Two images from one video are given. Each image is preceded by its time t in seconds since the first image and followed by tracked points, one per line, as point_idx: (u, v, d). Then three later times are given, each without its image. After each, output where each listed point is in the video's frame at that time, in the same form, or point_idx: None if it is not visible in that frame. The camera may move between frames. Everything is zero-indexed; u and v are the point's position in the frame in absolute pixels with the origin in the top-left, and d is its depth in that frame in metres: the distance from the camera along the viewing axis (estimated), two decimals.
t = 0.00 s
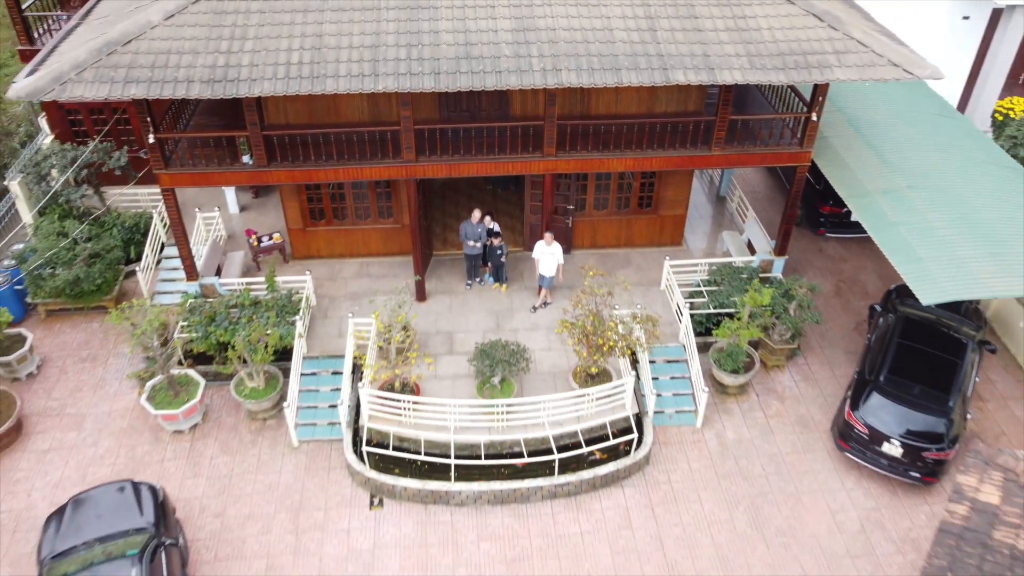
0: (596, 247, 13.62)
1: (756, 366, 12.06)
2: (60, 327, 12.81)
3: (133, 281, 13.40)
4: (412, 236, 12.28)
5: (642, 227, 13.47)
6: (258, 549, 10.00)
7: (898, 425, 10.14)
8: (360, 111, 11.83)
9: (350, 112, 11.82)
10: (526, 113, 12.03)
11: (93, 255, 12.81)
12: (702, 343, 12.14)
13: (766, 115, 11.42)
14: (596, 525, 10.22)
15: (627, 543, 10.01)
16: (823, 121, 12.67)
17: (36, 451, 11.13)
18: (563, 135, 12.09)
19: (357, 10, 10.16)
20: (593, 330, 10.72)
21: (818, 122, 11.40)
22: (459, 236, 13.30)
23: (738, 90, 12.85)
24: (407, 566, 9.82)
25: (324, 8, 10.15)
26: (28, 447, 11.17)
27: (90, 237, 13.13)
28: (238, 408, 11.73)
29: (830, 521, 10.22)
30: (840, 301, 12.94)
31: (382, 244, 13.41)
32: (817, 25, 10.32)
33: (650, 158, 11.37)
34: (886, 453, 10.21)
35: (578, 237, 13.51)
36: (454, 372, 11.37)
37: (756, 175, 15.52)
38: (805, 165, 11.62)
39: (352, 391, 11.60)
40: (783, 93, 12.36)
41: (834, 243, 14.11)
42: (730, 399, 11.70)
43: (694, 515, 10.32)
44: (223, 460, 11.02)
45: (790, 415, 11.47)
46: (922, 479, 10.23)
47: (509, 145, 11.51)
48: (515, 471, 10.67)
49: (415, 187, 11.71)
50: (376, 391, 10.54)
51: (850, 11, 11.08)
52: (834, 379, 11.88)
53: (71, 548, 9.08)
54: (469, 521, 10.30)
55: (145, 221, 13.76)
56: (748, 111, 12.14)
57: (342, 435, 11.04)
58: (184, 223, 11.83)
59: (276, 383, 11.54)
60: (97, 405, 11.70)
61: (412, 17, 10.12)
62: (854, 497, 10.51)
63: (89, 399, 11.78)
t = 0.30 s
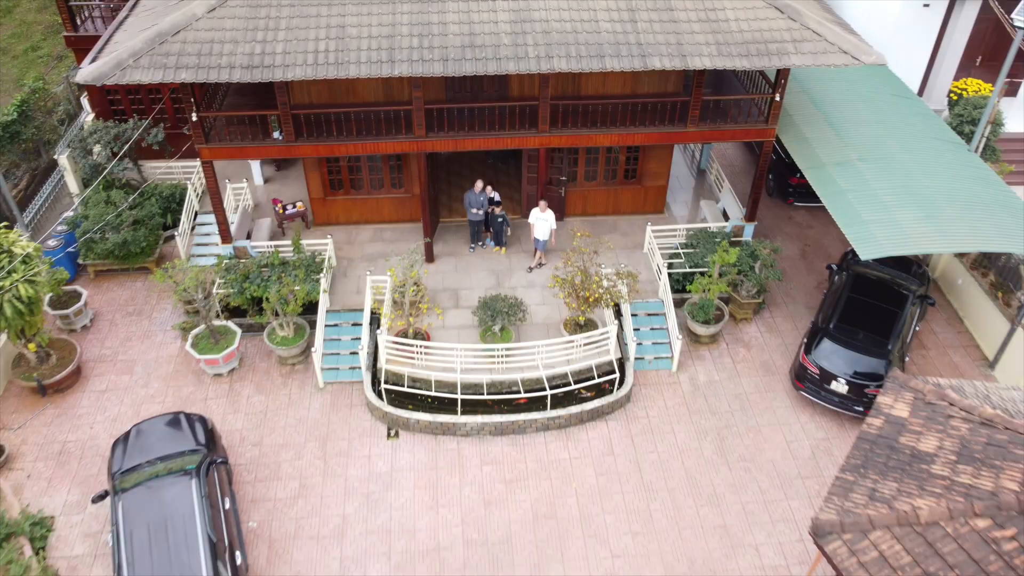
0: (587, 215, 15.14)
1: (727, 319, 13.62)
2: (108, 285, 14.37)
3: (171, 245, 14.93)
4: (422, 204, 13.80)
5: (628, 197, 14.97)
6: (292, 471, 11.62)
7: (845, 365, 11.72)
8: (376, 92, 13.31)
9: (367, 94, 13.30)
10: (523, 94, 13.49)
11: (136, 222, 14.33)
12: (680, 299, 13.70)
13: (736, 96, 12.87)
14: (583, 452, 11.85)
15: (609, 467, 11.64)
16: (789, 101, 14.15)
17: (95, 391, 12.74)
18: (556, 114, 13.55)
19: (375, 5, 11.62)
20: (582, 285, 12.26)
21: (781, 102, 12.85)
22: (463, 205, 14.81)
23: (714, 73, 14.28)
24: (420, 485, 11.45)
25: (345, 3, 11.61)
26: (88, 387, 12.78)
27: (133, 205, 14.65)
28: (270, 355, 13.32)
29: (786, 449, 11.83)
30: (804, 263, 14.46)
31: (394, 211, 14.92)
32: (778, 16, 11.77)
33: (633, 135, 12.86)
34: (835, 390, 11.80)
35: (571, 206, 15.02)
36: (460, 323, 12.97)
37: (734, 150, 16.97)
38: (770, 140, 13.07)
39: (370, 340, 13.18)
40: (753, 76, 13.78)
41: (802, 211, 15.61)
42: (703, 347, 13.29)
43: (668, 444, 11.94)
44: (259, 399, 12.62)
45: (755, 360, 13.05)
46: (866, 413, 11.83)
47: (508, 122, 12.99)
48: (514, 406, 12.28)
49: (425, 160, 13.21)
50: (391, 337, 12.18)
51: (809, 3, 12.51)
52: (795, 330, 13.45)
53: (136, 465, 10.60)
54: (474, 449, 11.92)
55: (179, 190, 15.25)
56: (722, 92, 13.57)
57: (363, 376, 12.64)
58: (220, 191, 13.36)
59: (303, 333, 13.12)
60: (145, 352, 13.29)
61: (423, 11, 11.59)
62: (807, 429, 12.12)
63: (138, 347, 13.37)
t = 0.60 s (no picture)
0: (578, 191, 16.68)
1: (703, 284, 15.17)
2: (145, 255, 15.93)
3: (201, 219, 16.46)
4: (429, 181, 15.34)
5: (616, 175, 16.49)
6: (315, 414, 13.19)
7: (802, 322, 13.29)
8: (388, 80, 14.83)
9: (380, 81, 14.83)
10: (519, 81, 15.00)
11: (171, 196, 15.86)
12: (660, 266, 15.27)
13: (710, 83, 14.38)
14: (572, 398, 13.43)
15: (595, 411, 13.21)
16: (760, 87, 15.66)
17: (138, 346, 14.31)
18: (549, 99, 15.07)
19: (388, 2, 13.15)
20: (571, 251, 13.89)
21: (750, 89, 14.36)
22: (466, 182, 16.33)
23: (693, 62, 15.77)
24: (428, 426, 13.03)
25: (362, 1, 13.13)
26: (132, 343, 14.35)
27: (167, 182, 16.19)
28: (293, 315, 14.88)
29: (750, 395, 13.40)
30: (775, 235, 15.98)
31: (403, 188, 16.45)
32: (745, 12, 13.28)
33: (618, 118, 14.38)
34: (794, 344, 13.36)
35: (563, 183, 16.55)
36: (463, 287, 14.54)
37: (715, 133, 18.47)
38: (741, 123, 14.59)
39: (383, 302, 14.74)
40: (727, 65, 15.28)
41: (774, 188, 17.13)
42: (680, 309, 14.86)
43: (647, 391, 13.52)
44: (284, 353, 14.19)
45: (726, 320, 14.62)
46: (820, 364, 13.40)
47: (507, 107, 14.52)
48: (511, 358, 13.88)
49: (431, 141, 14.74)
50: (403, 297, 13.83)
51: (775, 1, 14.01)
52: (763, 294, 15.00)
53: (182, 404, 12.13)
54: (475, 396, 13.50)
55: (208, 170, 16.78)
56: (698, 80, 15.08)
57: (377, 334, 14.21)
58: (248, 169, 14.99)
59: (323, 295, 14.68)
60: (182, 313, 14.86)
61: (431, 7, 13.11)
62: (770, 378, 13.68)
63: (175, 309, 14.94)
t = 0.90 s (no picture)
0: (570, 175, 18.28)
1: (682, 257, 16.76)
2: (176, 232, 17.52)
3: (226, 199, 18.04)
4: (434, 165, 16.93)
5: (604, 160, 18.09)
6: (334, 370, 14.78)
7: (768, 288, 14.88)
8: (397, 72, 16.42)
9: (390, 73, 16.41)
10: (516, 74, 16.60)
11: (200, 179, 17.45)
12: (643, 241, 16.85)
13: (687, 75, 15.96)
14: (563, 356, 15.05)
15: (583, 367, 14.80)
16: (735, 79, 17.24)
17: (173, 311, 15.90)
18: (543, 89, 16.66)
19: (398, 3, 14.75)
20: (562, 225, 15.60)
21: (724, 80, 15.94)
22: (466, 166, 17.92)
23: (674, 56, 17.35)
24: (434, 380, 14.63)
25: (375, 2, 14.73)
26: (168, 309, 15.95)
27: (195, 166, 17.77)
28: (311, 285, 16.48)
29: (723, 354, 14.98)
30: (749, 213, 17.57)
31: (410, 171, 18.06)
32: (717, 11, 14.86)
33: (605, 107, 15.97)
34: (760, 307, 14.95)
35: (556, 167, 18.15)
36: (465, 259, 16.17)
37: (696, 122, 20.06)
38: (715, 111, 16.18)
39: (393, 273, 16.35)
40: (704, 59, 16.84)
41: (750, 172, 18.72)
42: (661, 279, 16.45)
43: (629, 350, 15.12)
44: (304, 317, 15.78)
45: (703, 289, 16.21)
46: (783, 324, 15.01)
47: (504, 97, 16.11)
48: (509, 321, 15.49)
49: (437, 127, 16.35)
50: (411, 267, 15.50)
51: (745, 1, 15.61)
52: (736, 266, 16.60)
53: (218, 358, 13.73)
54: (476, 354, 15.11)
55: (232, 154, 18.34)
56: (677, 72, 16.66)
57: (387, 300, 15.82)
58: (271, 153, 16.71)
59: (339, 266, 16.28)
60: (211, 283, 16.46)
61: (437, 7, 14.71)
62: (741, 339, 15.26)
63: (205, 279, 16.54)
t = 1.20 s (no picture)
0: (564, 162, 19.98)
1: (665, 235, 18.41)
2: (204, 213, 19.22)
3: (250, 183, 19.72)
4: (440, 151, 18.63)
5: (595, 148, 19.81)
6: (350, 334, 16.47)
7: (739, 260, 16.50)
8: (406, 67, 18.13)
9: (400, 68, 18.14)
10: (514, 69, 18.32)
11: (227, 164, 19.15)
12: (629, 221, 18.56)
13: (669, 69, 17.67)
14: (556, 321, 16.73)
15: (574, 331, 16.46)
16: (713, 74, 18.96)
17: (204, 283, 17.58)
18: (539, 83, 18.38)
19: (408, 5, 16.49)
20: (556, 204, 17.39)
21: (702, 74, 17.66)
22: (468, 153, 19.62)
23: (658, 53, 19.07)
24: (440, 342, 16.33)
25: (388, 4, 16.47)
26: (199, 281, 17.63)
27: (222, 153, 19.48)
28: (329, 260, 18.18)
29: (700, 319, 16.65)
30: (726, 196, 19.27)
31: (418, 158, 19.77)
32: (693, 13, 16.59)
33: (594, 98, 17.69)
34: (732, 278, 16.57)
35: (551, 155, 19.86)
36: (468, 237, 17.90)
37: (680, 114, 21.76)
38: (694, 102, 17.90)
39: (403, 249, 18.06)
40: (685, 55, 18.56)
41: (729, 159, 20.41)
42: (646, 255, 18.11)
43: (616, 316, 16.79)
44: (323, 288, 17.48)
45: (683, 263, 17.87)
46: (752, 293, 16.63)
47: (503, 89, 17.84)
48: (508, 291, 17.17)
49: (442, 117, 18.07)
50: (420, 242, 17.28)
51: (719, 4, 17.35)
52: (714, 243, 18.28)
53: (249, 319, 15.42)
54: (478, 320, 16.80)
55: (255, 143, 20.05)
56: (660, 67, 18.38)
57: (398, 273, 17.51)
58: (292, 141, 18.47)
59: (354, 243, 17.96)
60: (238, 258, 18.15)
61: (443, 9, 16.43)
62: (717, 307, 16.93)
63: (232, 255, 18.23)
